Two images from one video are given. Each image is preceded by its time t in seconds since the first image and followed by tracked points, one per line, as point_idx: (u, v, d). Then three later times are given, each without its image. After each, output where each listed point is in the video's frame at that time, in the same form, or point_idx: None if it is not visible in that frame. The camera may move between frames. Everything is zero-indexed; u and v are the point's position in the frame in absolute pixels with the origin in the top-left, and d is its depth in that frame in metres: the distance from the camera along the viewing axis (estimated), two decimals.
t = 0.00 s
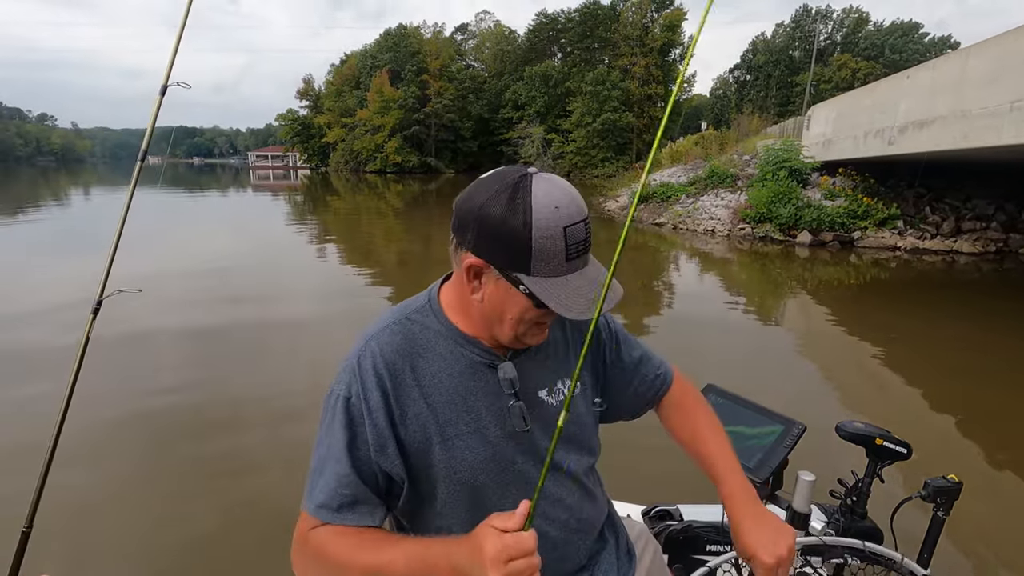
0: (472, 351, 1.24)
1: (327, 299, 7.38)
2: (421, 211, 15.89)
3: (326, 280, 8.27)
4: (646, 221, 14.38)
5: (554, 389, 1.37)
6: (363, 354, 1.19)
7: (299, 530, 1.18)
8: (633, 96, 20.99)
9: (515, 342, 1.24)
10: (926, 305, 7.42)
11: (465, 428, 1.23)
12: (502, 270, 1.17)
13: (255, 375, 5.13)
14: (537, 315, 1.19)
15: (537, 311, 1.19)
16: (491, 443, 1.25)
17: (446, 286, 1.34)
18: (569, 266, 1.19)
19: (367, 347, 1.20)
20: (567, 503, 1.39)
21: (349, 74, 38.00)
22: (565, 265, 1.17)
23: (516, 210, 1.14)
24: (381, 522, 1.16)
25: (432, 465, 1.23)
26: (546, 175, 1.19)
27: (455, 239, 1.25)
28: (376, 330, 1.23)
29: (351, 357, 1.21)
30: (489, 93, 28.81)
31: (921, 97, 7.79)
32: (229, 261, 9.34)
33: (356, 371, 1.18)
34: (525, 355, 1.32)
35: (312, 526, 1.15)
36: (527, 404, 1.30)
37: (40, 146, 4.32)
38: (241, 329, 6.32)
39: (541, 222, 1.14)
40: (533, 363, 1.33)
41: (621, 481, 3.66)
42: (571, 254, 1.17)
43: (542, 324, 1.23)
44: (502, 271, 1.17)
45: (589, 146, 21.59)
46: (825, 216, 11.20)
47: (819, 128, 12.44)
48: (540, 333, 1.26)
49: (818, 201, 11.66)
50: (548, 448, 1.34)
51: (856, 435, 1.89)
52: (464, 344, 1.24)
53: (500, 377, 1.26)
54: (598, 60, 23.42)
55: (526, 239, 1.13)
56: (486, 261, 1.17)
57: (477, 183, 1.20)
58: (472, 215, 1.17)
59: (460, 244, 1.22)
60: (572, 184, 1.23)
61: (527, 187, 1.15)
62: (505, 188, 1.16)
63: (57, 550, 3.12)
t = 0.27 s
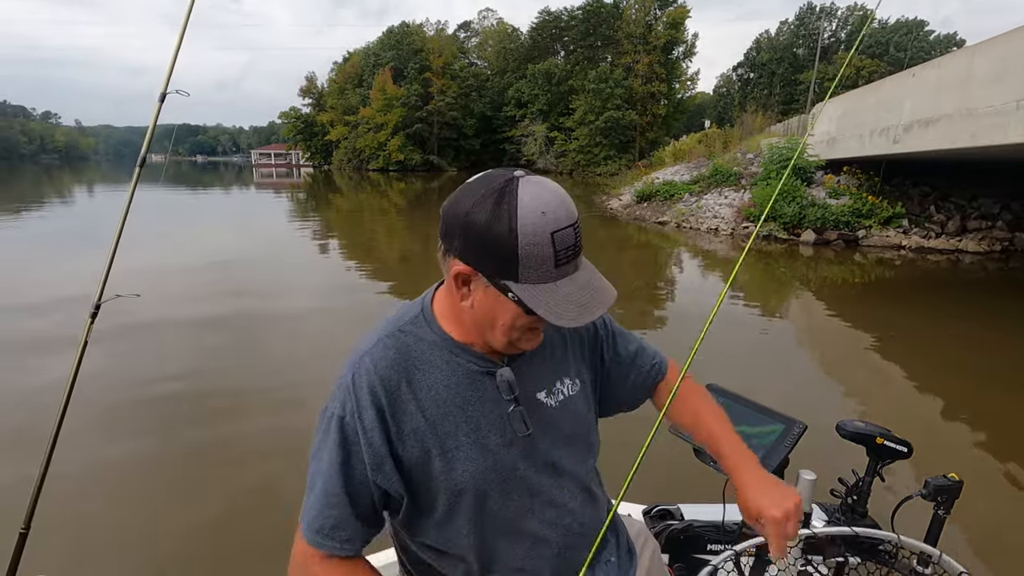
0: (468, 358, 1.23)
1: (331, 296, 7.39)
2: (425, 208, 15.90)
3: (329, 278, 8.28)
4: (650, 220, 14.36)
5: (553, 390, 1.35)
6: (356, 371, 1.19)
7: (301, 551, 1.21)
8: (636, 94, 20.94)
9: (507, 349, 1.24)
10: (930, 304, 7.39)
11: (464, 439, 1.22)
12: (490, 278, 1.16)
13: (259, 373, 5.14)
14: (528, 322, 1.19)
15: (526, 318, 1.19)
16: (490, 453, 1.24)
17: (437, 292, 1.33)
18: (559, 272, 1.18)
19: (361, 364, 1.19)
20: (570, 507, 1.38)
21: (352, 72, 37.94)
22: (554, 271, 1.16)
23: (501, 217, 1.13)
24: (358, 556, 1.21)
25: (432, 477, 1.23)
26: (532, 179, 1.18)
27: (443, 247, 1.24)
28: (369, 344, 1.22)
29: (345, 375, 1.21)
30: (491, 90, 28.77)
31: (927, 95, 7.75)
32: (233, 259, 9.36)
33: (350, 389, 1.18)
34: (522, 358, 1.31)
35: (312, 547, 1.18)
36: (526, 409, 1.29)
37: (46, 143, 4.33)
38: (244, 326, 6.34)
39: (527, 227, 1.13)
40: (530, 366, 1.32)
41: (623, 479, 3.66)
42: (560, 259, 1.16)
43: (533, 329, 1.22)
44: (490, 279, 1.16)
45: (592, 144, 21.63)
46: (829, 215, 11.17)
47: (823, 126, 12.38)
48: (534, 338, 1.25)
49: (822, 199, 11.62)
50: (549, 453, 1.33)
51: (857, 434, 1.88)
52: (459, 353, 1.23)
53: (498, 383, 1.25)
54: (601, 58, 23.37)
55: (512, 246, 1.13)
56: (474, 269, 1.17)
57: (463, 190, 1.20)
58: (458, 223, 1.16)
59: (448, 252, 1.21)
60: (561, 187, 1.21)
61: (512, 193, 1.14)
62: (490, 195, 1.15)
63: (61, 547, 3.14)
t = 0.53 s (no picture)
0: (466, 365, 1.22)
1: (333, 294, 7.40)
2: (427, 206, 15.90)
3: (332, 276, 8.29)
4: (652, 218, 14.34)
5: (551, 386, 1.35)
6: (355, 391, 1.18)
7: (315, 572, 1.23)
8: (638, 91, 20.89)
9: (501, 349, 1.22)
10: (934, 303, 7.36)
11: (467, 446, 1.23)
12: (476, 281, 1.14)
13: (262, 371, 5.16)
14: (518, 322, 1.17)
15: (517, 318, 1.17)
16: (493, 458, 1.25)
17: (425, 297, 1.31)
18: (547, 270, 1.16)
19: (359, 383, 1.18)
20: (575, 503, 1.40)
21: (354, 68, 37.91)
22: (541, 269, 1.14)
23: (482, 220, 1.10)
24: None
25: (438, 485, 1.25)
26: (511, 177, 1.15)
27: (427, 252, 1.22)
28: (365, 361, 1.21)
29: (344, 395, 1.20)
30: (494, 88, 28.71)
31: (932, 93, 7.70)
32: (236, 256, 9.39)
33: (350, 410, 1.17)
34: (518, 358, 1.30)
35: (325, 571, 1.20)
36: (526, 409, 1.29)
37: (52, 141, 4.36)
38: (248, 325, 6.35)
39: (509, 228, 1.10)
40: (528, 364, 1.32)
41: (625, 478, 3.66)
42: (546, 257, 1.14)
43: (526, 328, 1.20)
44: (477, 282, 1.14)
45: (594, 142, 21.70)
46: (832, 213, 11.14)
47: (827, 124, 12.33)
48: (528, 336, 1.23)
49: (826, 198, 11.59)
50: (551, 451, 1.34)
51: (857, 433, 1.87)
52: (454, 361, 1.21)
53: (498, 385, 1.24)
54: (604, 55, 23.31)
55: (496, 247, 1.10)
56: (459, 272, 1.14)
57: (441, 193, 1.17)
58: (439, 227, 1.14)
59: (432, 257, 1.19)
60: (542, 183, 1.19)
61: (492, 194, 1.11)
62: (469, 196, 1.12)
63: (67, 551, 3.18)
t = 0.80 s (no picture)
0: (468, 371, 1.21)
1: (338, 294, 7.41)
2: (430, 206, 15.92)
3: (336, 275, 8.30)
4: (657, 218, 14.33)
5: (550, 385, 1.35)
6: (363, 411, 1.15)
7: None
8: (642, 91, 20.85)
9: (501, 351, 1.22)
10: (940, 304, 7.33)
11: (478, 452, 1.23)
12: (473, 283, 1.14)
13: (266, 371, 5.18)
14: (517, 322, 1.16)
15: (516, 319, 1.17)
16: (502, 462, 1.25)
17: (421, 303, 1.31)
18: (543, 268, 1.16)
19: (366, 402, 1.16)
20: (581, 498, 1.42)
21: (358, 69, 37.97)
22: (537, 267, 1.14)
23: (476, 222, 1.10)
24: None
25: (449, 494, 1.24)
26: (501, 178, 1.15)
27: (421, 258, 1.21)
28: (368, 378, 1.19)
29: (350, 416, 1.17)
30: (497, 88, 28.71)
31: (939, 93, 7.66)
32: (241, 256, 9.42)
33: (358, 431, 1.14)
34: (518, 358, 1.30)
35: None
36: (529, 409, 1.30)
37: (60, 140, 4.39)
38: (253, 325, 6.37)
39: (503, 228, 1.10)
40: (527, 364, 1.32)
41: (627, 478, 3.65)
42: (541, 256, 1.14)
43: (526, 328, 1.20)
44: (474, 284, 1.13)
45: (598, 142, 21.69)
46: (838, 214, 11.11)
47: (831, 124, 12.29)
48: (529, 336, 1.23)
49: (831, 198, 11.55)
50: (554, 446, 1.34)
51: (859, 433, 1.86)
52: (454, 367, 1.21)
53: (501, 389, 1.25)
54: (607, 55, 23.29)
55: (492, 249, 1.10)
56: (455, 276, 1.14)
57: (432, 199, 1.17)
58: (434, 232, 1.13)
59: (426, 263, 1.18)
60: (532, 183, 1.19)
61: (484, 196, 1.11)
62: (462, 199, 1.12)
63: (73, 548, 3.18)
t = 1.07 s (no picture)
0: (465, 368, 1.22)
1: (342, 296, 7.44)
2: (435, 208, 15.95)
3: (340, 277, 8.33)
4: (662, 221, 14.31)
5: (543, 383, 1.36)
6: (362, 406, 1.15)
7: None
8: (647, 94, 20.85)
9: (502, 342, 1.21)
10: (947, 308, 7.29)
11: (477, 448, 1.23)
12: (475, 273, 1.13)
13: (271, 373, 5.20)
14: (518, 312, 1.16)
15: (517, 307, 1.17)
16: (499, 458, 1.26)
17: (419, 300, 1.30)
18: (542, 257, 1.17)
19: (364, 398, 1.16)
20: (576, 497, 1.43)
21: (364, 72, 38.13)
22: (537, 255, 1.15)
23: (478, 211, 1.10)
24: None
25: (449, 490, 1.23)
26: (498, 170, 1.17)
27: (420, 253, 1.21)
28: (365, 375, 1.19)
29: (348, 412, 1.16)
30: (502, 91, 28.79)
31: (945, 96, 7.64)
32: (246, 258, 9.47)
33: (358, 426, 1.14)
34: (512, 356, 1.31)
35: None
36: (524, 407, 1.30)
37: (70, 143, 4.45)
38: (257, 326, 6.40)
39: (504, 217, 1.11)
40: (521, 361, 1.33)
41: (629, 479, 3.64)
42: (540, 243, 1.15)
43: (527, 318, 1.20)
44: (476, 274, 1.13)
45: (602, 145, 21.68)
46: (844, 217, 11.07)
47: (837, 127, 12.26)
48: (528, 329, 1.23)
49: (838, 201, 11.52)
50: (548, 443, 1.35)
51: (858, 435, 1.86)
52: (453, 363, 1.21)
53: (497, 387, 1.25)
54: (612, 59, 23.32)
55: (494, 237, 1.10)
56: (457, 267, 1.13)
57: (430, 194, 1.18)
58: (435, 223, 1.13)
59: (426, 256, 1.18)
60: (528, 175, 1.21)
61: (483, 185, 1.12)
62: (462, 190, 1.13)
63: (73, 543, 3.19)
